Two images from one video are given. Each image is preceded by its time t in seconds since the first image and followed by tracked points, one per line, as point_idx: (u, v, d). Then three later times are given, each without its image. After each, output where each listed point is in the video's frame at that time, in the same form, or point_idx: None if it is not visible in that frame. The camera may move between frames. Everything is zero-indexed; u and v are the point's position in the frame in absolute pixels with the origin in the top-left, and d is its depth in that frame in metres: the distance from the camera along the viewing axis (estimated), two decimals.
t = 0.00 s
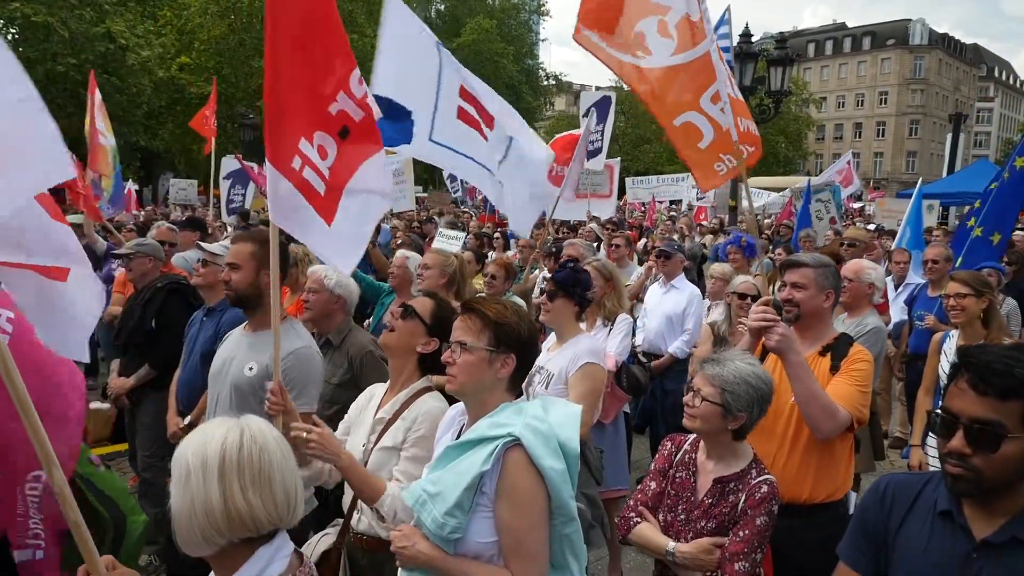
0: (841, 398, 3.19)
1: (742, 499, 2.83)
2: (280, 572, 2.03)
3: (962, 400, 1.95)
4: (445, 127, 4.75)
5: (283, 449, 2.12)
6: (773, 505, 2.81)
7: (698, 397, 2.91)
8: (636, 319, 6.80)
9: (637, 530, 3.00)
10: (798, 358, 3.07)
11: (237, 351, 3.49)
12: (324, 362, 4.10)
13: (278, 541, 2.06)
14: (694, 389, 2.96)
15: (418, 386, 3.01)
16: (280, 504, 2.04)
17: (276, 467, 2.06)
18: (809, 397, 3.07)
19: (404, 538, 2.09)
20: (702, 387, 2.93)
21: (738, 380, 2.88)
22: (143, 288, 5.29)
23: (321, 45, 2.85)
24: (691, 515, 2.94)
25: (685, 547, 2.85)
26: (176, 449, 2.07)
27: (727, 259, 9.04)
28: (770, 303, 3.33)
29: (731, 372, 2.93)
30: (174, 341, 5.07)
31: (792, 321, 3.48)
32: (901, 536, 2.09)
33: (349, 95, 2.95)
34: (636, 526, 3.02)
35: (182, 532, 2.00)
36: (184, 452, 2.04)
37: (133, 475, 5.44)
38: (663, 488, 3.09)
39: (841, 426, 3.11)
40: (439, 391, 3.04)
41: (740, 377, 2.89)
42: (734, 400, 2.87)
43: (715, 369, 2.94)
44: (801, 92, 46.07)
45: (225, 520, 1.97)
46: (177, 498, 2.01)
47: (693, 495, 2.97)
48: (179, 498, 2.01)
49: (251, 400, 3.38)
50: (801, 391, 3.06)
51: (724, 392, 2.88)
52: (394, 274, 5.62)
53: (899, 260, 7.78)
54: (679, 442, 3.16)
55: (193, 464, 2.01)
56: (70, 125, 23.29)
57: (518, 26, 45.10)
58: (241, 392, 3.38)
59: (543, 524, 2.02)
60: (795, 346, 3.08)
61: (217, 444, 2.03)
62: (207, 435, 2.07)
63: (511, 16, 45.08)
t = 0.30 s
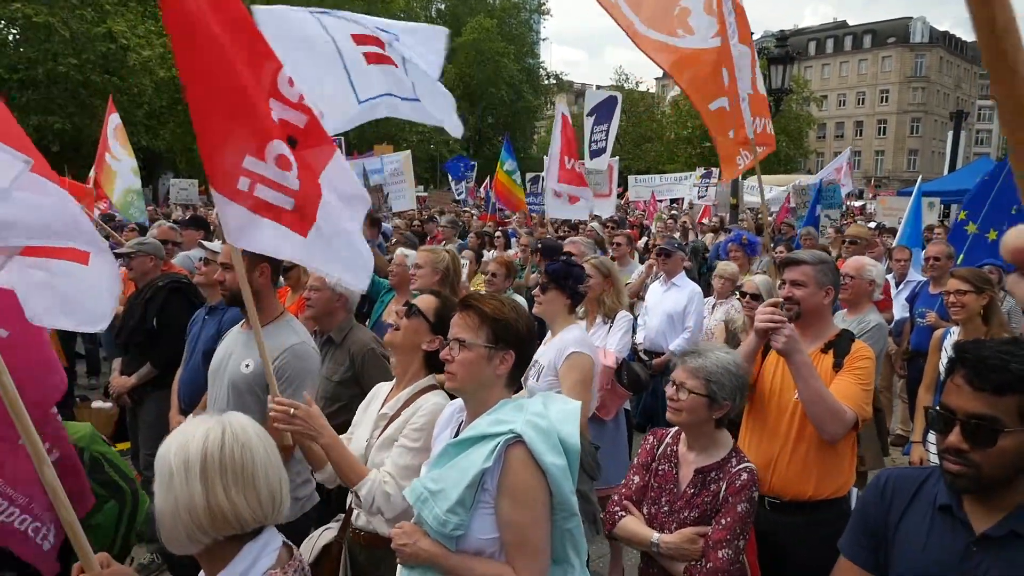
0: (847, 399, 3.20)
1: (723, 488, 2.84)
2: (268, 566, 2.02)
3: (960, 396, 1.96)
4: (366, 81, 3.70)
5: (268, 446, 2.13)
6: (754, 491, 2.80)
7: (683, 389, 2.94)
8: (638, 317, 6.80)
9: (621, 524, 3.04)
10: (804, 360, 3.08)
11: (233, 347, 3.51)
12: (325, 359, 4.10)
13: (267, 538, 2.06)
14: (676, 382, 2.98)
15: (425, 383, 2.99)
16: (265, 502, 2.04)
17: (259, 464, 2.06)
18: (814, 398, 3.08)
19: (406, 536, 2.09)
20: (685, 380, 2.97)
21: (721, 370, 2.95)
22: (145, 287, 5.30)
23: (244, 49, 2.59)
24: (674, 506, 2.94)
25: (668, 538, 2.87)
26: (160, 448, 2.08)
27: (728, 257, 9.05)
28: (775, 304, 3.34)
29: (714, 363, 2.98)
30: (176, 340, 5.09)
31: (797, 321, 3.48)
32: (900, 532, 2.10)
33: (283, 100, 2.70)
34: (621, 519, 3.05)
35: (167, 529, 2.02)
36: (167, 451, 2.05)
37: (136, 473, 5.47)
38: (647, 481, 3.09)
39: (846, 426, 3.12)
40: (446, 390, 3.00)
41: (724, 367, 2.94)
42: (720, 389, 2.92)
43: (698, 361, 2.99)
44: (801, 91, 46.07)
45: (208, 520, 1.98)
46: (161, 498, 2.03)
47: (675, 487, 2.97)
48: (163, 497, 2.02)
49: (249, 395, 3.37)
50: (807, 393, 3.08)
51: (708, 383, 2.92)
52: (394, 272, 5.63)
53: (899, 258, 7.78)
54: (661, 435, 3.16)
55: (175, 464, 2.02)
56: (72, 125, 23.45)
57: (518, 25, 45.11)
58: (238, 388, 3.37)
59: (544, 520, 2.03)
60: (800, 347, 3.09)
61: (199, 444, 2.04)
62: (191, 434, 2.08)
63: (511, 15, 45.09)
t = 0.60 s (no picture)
0: (857, 396, 3.20)
1: (710, 477, 2.84)
2: (251, 560, 2.03)
3: (965, 390, 1.95)
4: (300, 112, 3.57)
5: (246, 444, 2.12)
6: (740, 481, 2.81)
7: (674, 383, 2.93)
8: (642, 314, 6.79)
9: (612, 516, 3.01)
10: (815, 362, 3.06)
11: (237, 345, 3.51)
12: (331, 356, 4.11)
13: (251, 533, 2.07)
14: (666, 376, 2.97)
15: (431, 380, 3.00)
16: (245, 500, 2.05)
17: (236, 463, 2.06)
18: (826, 398, 3.07)
19: (408, 532, 2.09)
20: (676, 373, 2.96)
21: (711, 362, 2.95)
22: (150, 285, 5.32)
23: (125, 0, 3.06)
24: (662, 497, 2.94)
25: (657, 529, 2.86)
26: (139, 447, 2.08)
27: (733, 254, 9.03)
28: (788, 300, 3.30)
29: (703, 356, 2.98)
30: (182, 338, 5.11)
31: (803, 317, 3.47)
32: (906, 526, 2.09)
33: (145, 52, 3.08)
34: (611, 512, 3.02)
35: (145, 529, 2.02)
36: (145, 450, 2.05)
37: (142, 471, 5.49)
38: (635, 474, 3.08)
39: (856, 425, 3.12)
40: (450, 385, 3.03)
41: (714, 359, 2.95)
42: (710, 380, 2.92)
43: (687, 355, 2.98)
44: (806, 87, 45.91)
45: (188, 519, 1.99)
46: (140, 498, 2.03)
47: (664, 478, 2.97)
48: (142, 497, 2.02)
49: (254, 393, 3.38)
50: (818, 394, 3.07)
51: (699, 376, 2.93)
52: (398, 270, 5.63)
53: (905, 253, 7.74)
54: (647, 428, 3.15)
55: (153, 463, 2.02)
56: (78, 126, 23.56)
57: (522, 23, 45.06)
58: (244, 385, 3.38)
59: (547, 514, 2.03)
60: (810, 348, 3.07)
61: (176, 443, 2.04)
62: (169, 432, 2.08)
63: (515, 14, 45.05)
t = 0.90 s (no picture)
0: (862, 396, 3.19)
1: (711, 473, 2.84)
2: (234, 551, 2.04)
3: (971, 386, 1.94)
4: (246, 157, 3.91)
5: (223, 439, 2.13)
6: (741, 476, 2.81)
7: (681, 380, 2.92)
8: (645, 312, 6.79)
9: (612, 512, 3.01)
10: (819, 364, 3.06)
11: (244, 341, 3.52)
12: (335, 354, 4.11)
13: (232, 526, 2.08)
14: (670, 372, 2.97)
15: (438, 376, 2.99)
16: (223, 494, 2.06)
17: (213, 457, 2.07)
18: (831, 400, 3.07)
19: (413, 527, 2.10)
20: (680, 370, 2.96)
21: (715, 358, 2.97)
22: (155, 284, 5.33)
23: (143, 19, 3.12)
24: (663, 493, 2.94)
25: (658, 524, 2.85)
26: (115, 444, 2.08)
27: (737, 253, 9.01)
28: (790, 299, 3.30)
29: (706, 352, 2.99)
30: (186, 335, 5.12)
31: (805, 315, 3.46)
32: (910, 524, 2.08)
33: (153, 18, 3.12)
34: (611, 509, 3.02)
35: (124, 526, 2.02)
36: (123, 448, 2.05)
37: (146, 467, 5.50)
38: (636, 471, 3.08)
39: (861, 425, 3.12)
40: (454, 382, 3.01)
41: (719, 356, 2.96)
42: (716, 376, 2.93)
43: (691, 351, 2.98)
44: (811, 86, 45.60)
45: (167, 516, 2.00)
46: (117, 497, 2.04)
47: (664, 473, 2.97)
48: (119, 494, 2.03)
49: (261, 389, 3.39)
50: (823, 396, 3.06)
51: (705, 372, 2.94)
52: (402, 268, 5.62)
53: (910, 253, 7.71)
54: (648, 425, 3.15)
55: (129, 460, 2.02)
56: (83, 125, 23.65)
57: (526, 23, 45.04)
58: (251, 382, 3.39)
59: (551, 509, 2.03)
60: (814, 350, 3.06)
61: (152, 438, 2.04)
62: (146, 428, 2.08)
63: (519, 14, 45.00)
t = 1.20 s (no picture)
0: (862, 394, 3.19)
1: (732, 478, 2.84)
2: (230, 544, 2.05)
3: (973, 379, 1.94)
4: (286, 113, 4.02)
5: (218, 433, 2.13)
6: (764, 482, 2.82)
7: (707, 379, 2.91)
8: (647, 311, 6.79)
9: (628, 513, 3.01)
10: (814, 365, 3.05)
11: (247, 338, 3.53)
12: (337, 352, 4.12)
13: (225, 520, 2.08)
14: (697, 371, 2.96)
15: (440, 372, 2.99)
16: (222, 489, 2.07)
17: (211, 453, 2.07)
18: (830, 401, 3.07)
19: (416, 522, 2.10)
20: (708, 369, 2.94)
21: (745, 359, 2.94)
22: (158, 284, 5.35)
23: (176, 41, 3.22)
24: (682, 496, 2.94)
25: (676, 528, 2.86)
26: (110, 440, 2.07)
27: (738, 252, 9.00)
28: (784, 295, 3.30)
29: (736, 353, 2.96)
30: (188, 335, 5.13)
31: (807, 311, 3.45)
32: (912, 518, 2.08)
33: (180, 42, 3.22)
34: (628, 509, 3.03)
35: (121, 521, 2.02)
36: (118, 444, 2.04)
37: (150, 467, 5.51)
38: (655, 471, 3.07)
39: (863, 423, 3.13)
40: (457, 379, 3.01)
41: (749, 358, 2.93)
42: (744, 378, 2.92)
43: (721, 351, 2.95)
44: (812, 84, 45.48)
45: (165, 512, 2.00)
46: (115, 493, 2.04)
47: (684, 476, 2.97)
48: (117, 491, 2.03)
49: (263, 387, 3.39)
50: (822, 398, 3.06)
51: (733, 373, 2.92)
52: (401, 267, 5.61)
53: (911, 250, 7.71)
54: (669, 426, 3.16)
55: (127, 456, 2.02)
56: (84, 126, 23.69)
57: (527, 23, 45.07)
58: (253, 380, 3.39)
59: (554, 503, 2.04)
60: (807, 353, 3.04)
61: (149, 434, 2.04)
62: (141, 424, 2.08)
63: (520, 14, 45.01)
